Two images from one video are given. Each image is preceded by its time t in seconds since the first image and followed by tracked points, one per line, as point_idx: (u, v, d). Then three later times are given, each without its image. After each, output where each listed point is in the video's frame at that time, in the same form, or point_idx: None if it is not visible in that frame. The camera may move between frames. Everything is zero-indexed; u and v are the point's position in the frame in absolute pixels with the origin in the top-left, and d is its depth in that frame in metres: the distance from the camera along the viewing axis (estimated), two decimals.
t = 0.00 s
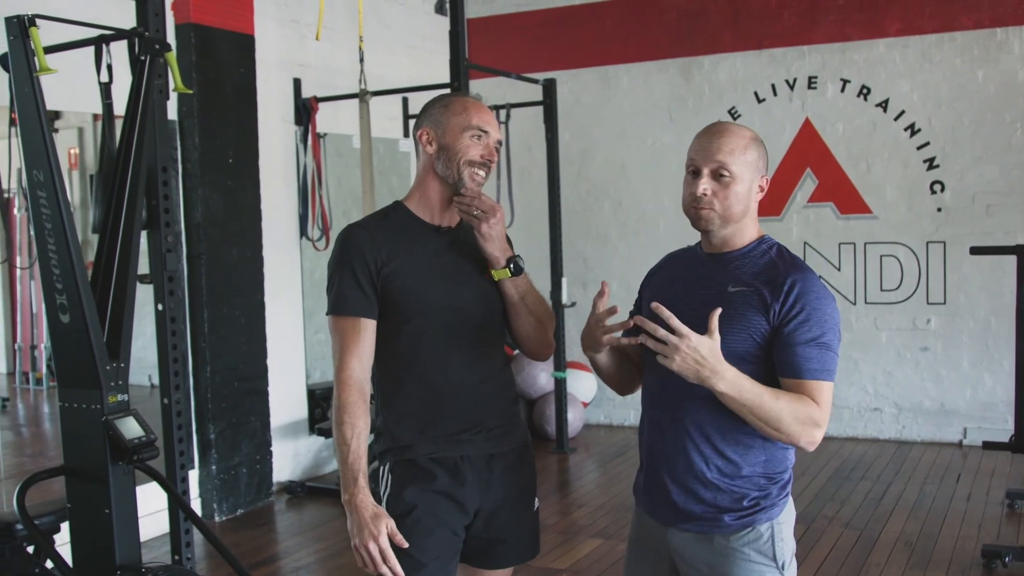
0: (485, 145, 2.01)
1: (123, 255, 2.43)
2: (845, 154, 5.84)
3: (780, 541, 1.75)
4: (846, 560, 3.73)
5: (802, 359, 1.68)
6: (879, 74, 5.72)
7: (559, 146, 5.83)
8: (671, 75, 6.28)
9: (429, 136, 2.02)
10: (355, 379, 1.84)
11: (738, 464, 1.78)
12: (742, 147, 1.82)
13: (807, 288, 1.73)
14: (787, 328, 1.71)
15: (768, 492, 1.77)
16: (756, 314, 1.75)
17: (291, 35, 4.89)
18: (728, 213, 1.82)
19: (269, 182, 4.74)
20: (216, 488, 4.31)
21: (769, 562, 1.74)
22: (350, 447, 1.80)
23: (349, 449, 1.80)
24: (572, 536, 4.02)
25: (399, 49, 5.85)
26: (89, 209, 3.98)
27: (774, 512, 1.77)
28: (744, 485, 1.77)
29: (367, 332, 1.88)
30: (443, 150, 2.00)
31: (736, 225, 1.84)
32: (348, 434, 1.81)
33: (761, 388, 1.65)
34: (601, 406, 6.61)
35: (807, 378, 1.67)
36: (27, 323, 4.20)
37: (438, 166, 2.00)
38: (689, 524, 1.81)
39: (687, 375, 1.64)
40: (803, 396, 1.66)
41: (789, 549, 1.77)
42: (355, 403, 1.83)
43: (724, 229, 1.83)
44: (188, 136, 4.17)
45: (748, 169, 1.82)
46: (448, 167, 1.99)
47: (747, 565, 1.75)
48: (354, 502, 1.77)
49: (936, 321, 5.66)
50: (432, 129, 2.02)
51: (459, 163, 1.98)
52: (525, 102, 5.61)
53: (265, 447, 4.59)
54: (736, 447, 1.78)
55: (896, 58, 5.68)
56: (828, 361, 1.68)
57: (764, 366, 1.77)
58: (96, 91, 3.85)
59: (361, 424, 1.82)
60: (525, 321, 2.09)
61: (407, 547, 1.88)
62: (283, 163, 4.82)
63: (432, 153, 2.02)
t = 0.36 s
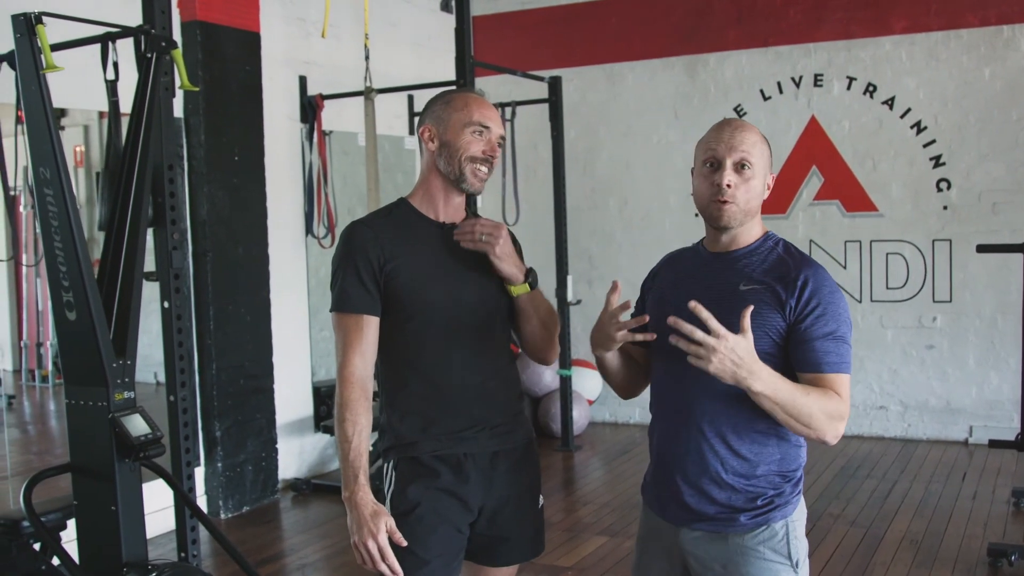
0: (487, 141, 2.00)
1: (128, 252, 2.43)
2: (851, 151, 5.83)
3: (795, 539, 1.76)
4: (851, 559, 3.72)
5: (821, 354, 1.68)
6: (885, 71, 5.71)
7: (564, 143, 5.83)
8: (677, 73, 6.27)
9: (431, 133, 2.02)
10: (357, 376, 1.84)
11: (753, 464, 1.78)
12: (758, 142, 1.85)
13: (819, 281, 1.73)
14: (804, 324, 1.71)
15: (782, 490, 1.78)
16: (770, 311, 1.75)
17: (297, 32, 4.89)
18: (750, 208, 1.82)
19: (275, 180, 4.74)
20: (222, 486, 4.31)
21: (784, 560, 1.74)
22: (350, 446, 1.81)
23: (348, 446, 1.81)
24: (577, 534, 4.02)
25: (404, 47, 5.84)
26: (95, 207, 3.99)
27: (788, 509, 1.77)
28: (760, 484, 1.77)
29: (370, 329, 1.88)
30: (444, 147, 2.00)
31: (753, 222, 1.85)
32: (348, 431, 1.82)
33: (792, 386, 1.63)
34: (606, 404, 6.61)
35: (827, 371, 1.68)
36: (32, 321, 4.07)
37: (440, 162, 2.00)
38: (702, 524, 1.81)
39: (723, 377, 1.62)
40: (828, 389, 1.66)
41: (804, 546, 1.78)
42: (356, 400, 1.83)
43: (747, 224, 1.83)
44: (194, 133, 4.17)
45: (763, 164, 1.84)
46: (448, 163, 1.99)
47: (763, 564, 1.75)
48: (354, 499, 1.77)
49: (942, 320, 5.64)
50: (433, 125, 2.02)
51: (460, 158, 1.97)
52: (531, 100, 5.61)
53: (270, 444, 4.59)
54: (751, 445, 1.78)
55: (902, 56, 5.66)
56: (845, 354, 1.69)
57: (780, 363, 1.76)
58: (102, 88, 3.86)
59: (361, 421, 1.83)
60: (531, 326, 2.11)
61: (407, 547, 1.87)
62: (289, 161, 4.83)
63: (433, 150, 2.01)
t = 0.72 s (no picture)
0: (485, 137, 2.00)
1: (126, 249, 2.43)
2: (849, 148, 5.83)
3: (796, 535, 1.76)
4: (850, 556, 3.72)
5: (821, 353, 1.68)
6: (883, 68, 5.71)
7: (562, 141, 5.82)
8: (675, 70, 6.27)
9: (429, 129, 2.02)
10: (352, 375, 1.85)
11: (754, 461, 1.78)
12: (713, 133, 1.86)
13: (819, 280, 1.72)
14: (803, 324, 1.70)
15: (782, 488, 1.78)
16: (769, 310, 1.74)
17: (295, 30, 4.88)
18: (700, 200, 1.86)
19: (273, 177, 4.74)
20: (220, 483, 4.31)
21: (784, 558, 1.74)
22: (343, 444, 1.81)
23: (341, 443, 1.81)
24: (577, 531, 4.02)
25: (402, 44, 5.83)
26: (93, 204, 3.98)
27: (789, 507, 1.77)
28: (760, 481, 1.77)
29: (366, 328, 1.88)
30: (442, 143, 1.99)
31: (716, 214, 1.85)
32: (342, 428, 1.82)
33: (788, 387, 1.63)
34: (605, 402, 6.61)
35: (828, 370, 1.67)
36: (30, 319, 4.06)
37: (439, 159, 2.00)
38: (702, 522, 1.81)
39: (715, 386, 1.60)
40: (827, 389, 1.66)
41: (804, 543, 1.78)
42: (352, 399, 1.84)
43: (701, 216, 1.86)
44: (192, 131, 4.16)
45: (720, 155, 1.85)
46: (447, 160, 1.99)
47: (764, 561, 1.75)
48: (346, 498, 1.78)
49: (941, 317, 5.65)
50: (432, 121, 2.01)
51: (458, 156, 1.97)
52: (529, 98, 5.60)
53: (269, 442, 4.59)
54: (751, 443, 1.78)
55: (901, 53, 5.66)
56: (845, 353, 1.69)
57: (780, 361, 1.76)
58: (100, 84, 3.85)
59: (356, 421, 1.83)
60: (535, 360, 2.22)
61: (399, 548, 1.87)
62: (287, 158, 4.82)
63: (432, 146, 2.01)
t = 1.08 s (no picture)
0: (484, 140, 2.00)
1: (122, 249, 2.43)
2: (845, 148, 5.83)
3: (784, 541, 1.74)
4: (846, 555, 3.72)
5: (811, 354, 1.65)
6: (879, 68, 5.71)
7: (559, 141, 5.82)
8: (671, 70, 6.27)
9: (428, 130, 2.01)
10: (353, 377, 1.85)
11: (744, 464, 1.77)
12: (691, 137, 1.89)
13: (805, 280, 1.69)
14: (789, 325, 1.69)
15: (774, 492, 1.76)
16: (756, 314, 1.74)
17: (291, 29, 4.88)
18: (686, 205, 1.88)
19: (268, 177, 4.73)
20: (216, 484, 4.30)
21: (771, 562, 1.74)
22: (346, 444, 1.81)
23: (343, 444, 1.82)
24: (573, 531, 4.01)
25: (398, 44, 5.83)
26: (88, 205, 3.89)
27: (779, 512, 1.75)
28: (749, 485, 1.76)
29: (366, 330, 1.88)
30: (442, 145, 1.99)
31: (703, 216, 1.87)
32: (345, 430, 1.83)
33: (773, 405, 1.61)
34: (601, 401, 6.61)
35: (819, 372, 1.65)
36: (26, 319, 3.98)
37: (439, 160, 1.99)
38: (694, 521, 1.82)
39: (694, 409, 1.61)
40: (818, 397, 1.63)
41: (795, 549, 1.76)
42: (352, 401, 1.84)
43: (688, 220, 1.88)
44: (188, 130, 4.15)
45: (698, 157, 1.86)
46: (448, 162, 1.98)
47: (750, 564, 1.75)
48: (350, 501, 1.77)
49: (936, 316, 5.65)
50: (430, 122, 2.01)
51: (460, 158, 1.98)
52: (526, 97, 5.60)
53: (265, 442, 4.58)
54: (741, 447, 1.77)
55: (896, 52, 5.67)
56: (838, 352, 1.65)
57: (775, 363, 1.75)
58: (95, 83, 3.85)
59: (357, 423, 1.84)
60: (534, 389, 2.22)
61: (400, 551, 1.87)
62: (283, 158, 4.82)
63: (431, 147, 2.01)
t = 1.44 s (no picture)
0: (486, 137, 2.01)
1: (122, 248, 2.43)
2: (844, 147, 5.83)
3: (781, 541, 1.74)
4: (845, 554, 3.73)
5: (787, 343, 1.64)
6: (878, 67, 5.72)
7: (559, 140, 5.82)
8: (670, 69, 6.27)
9: (429, 129, 2.02)
10: (355, 375, 1.85)
11: (739, 461, 1.77)
12: (693, 136, 1.88)
13: (785, 270, 1.69)
14: (768, 315, 1.68)
15: (771, 492, 1.75)
16: (738, 305, 1.74)
17: (291, 29, 4.88)
18: (685, 204, 1.89)
19: (268, 176, 4.73)
20: (216, 483, 4.31)
21: (768, 563, 1.74)
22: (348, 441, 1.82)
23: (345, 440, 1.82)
24: (571, 529, 4.01)
25: (398, 43, 5.83)
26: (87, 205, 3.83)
27: (777, 513, 1.74)
28: (744, 482, 1.76)
29: (368, 327, 1.88)
30: (444, 143, 2.00)
31: (704, 216, 1.88)
32: (347, 427, 1.83)
33: (734, 390, 1.62)
34: (601, 400, 6.61)
35: (793, 362, 1.64)
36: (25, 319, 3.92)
37: (441, 158, 2.00)
38: (695, 519, 1.84)
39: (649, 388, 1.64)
40: (790, 387, 1.62)
41: (793, 550, 1.75)
42: (354, 399, 1.84)
43: (688, 221, 1.89)
44: (187, 129, 4.15)
45: (700, 159, 1.86)
46: (450, 160, 1.99)
47: (746, 562, 1.76)
48: (353, 499, 1.77)
49: (936, 315, 5.66)
50: (432, 121, 2.01)
51: (462, 157, 1.98)
52: (525, 96, 5.60)
53: (265, 441, 4.58)
54: (737, 446, 1.77)
55: (895, 52, 5.67)
56: (814, 343, 1.63)
57: (758, 356, 1.74)
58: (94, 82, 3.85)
59: (360, 421, 1.84)
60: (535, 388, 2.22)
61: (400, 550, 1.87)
62: (283, 157, 4.82)
63: (433, 146, 2.01)
